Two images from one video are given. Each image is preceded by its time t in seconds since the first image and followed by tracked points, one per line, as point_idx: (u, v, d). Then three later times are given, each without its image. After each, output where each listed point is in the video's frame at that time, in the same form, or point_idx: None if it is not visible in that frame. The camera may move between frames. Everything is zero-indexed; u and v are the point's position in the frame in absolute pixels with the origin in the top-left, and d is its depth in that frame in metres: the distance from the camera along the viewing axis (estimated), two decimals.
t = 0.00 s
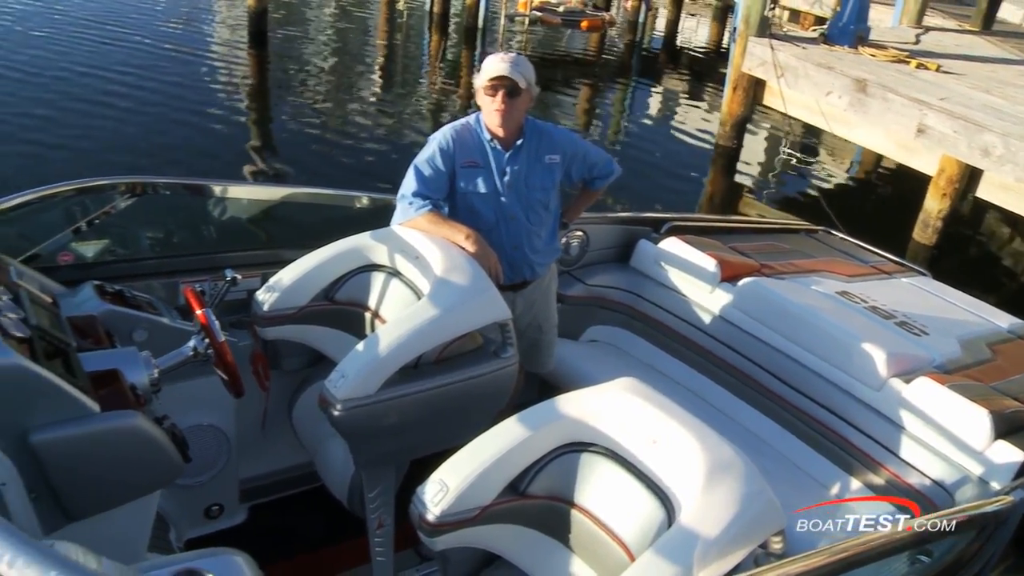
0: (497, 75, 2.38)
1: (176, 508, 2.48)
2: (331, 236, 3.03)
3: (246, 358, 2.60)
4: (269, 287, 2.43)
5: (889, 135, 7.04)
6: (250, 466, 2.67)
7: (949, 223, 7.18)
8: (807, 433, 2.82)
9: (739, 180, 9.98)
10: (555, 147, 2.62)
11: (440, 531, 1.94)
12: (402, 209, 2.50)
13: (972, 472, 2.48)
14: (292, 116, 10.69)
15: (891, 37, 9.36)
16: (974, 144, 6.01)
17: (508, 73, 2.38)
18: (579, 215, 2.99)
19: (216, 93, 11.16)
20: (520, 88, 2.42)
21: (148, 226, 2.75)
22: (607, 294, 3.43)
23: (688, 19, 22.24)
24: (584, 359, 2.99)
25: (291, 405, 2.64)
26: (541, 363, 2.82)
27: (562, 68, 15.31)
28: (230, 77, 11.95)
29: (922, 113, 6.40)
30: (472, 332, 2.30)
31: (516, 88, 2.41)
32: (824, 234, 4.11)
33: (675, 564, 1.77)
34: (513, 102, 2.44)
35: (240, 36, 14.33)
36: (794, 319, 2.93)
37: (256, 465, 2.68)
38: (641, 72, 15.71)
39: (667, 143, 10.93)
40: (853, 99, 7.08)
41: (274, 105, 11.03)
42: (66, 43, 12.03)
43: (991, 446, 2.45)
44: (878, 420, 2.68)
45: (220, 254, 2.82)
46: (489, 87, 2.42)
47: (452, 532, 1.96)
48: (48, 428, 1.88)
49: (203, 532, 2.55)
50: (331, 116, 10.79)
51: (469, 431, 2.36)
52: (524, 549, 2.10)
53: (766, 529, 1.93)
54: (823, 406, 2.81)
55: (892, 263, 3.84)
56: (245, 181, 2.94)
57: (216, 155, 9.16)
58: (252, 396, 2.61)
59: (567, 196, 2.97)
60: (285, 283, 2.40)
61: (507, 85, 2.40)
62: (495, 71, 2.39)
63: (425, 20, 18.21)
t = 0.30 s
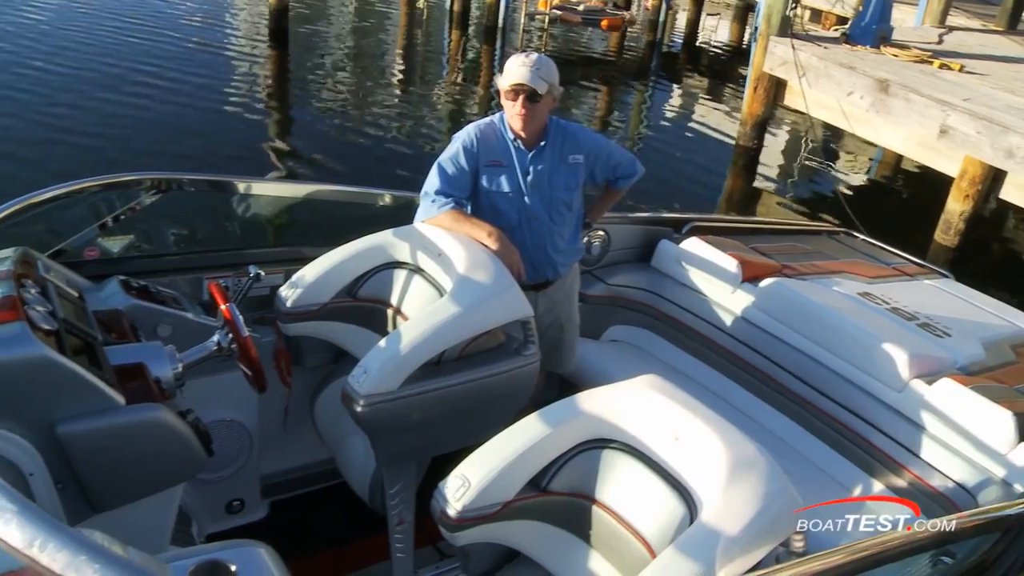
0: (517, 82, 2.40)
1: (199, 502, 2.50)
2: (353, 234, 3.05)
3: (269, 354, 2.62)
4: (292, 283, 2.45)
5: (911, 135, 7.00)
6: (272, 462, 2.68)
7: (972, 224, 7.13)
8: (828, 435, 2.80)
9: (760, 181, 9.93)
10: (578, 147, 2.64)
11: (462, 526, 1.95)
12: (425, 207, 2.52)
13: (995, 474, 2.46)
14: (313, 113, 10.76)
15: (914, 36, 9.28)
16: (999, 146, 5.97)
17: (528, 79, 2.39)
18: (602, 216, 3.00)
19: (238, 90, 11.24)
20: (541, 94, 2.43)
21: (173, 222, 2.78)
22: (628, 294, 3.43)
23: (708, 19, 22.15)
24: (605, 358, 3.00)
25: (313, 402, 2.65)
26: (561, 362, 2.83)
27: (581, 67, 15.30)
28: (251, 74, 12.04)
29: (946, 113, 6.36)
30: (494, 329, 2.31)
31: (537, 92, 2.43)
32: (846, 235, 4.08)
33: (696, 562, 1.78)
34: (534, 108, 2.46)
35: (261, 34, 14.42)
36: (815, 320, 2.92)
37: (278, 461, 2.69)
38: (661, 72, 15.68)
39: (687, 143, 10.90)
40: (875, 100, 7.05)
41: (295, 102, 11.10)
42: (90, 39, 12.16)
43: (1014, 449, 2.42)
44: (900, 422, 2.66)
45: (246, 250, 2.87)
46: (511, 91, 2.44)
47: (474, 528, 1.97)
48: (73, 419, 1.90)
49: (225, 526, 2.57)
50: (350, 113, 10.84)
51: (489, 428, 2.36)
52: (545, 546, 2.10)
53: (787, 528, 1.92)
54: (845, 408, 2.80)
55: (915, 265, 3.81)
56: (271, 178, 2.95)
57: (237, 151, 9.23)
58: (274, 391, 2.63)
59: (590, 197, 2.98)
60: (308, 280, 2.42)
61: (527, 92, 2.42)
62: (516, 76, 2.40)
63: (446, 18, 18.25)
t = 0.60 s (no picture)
0: (544, 81, 2.42)
1: (224, 498, 2.53)
2: (378, 233, 3.07)
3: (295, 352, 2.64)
4: (318, 282, 2.46)
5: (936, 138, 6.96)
6: (297, 459, 2.71)
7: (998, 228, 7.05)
8: (853, 438, 2.78)
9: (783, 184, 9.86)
10: (604, 149, 2.64)
11: (487, 524, 1.96)
12: (451, 207, 2.54)
13: None
14: (335, 114, 10.82)
15: (940, 37, 9.20)
16: None
17: (555, 79, 2.40)
18: (628, 216, 2.99)
19: (261, 90, 11.33)
20: (568, 93, 2.45)
21: (200, 221, 2.82)
22: (652, 295, 3.42)
23: (731, 20, 22.06)
24: (628, 358, 2.99)
25: (338, 400, 2.67)
26: (585, 363, 2.83)
27: (603, 68, 15.28)
28: (274, 74, 12.13)
29: (972, 116, 6.34)
30: (520, 328, 2.31)
31: (564, 93, 2.44)
32: (870, 238, 4.05)
33: (723, 561, 1.77)
34: (561, 107, 2.47)
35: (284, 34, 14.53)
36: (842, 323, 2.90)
37: (303, 458, 2.71)
38: (683, 73, 15.63)
39: (708, 144, 10.87)
40: (899, 102, 7.02)
41: (317, 103, 11.17)
42: (118, 39, 12.34)
43: None
44: (925, 426, 2.64)
45: (272, 248, 2.93)
46: (538, 92, 2.46)
47: (500, 526, 1.98)
48: (102, 414, 1.93)
49: (250, 523, 2.59)
50: (372, 114, 10.91)
51: (514, 428, 2.37)
52: (571, 546, 2.10)
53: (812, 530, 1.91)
54: (870, 411, 2.77)
55: (940, 269, 3.77)
56: (299, 177, 2.96)
57: (259, 151, 9.31)
58: (300, 389, 2.65)
59: (615, 198, 2.98)
60: (334, 278, 2.43)
61: (554, 92, 2.43)
62: (544, 76, 2.42)
63: (468, 18, 18.33)
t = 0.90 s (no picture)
0: (571, 81, 2.43)
1: (248, 495, 2.54)
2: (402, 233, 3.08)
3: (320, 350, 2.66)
4: (343, 280, 2.47)
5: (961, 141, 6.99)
6: (320, 457, 2.72)
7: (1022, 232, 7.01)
8: (877, 443, 2.76)
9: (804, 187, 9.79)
10: (628, 149, 2.64)
11: (511, 525, 1.96)
12: (477, 207, 2.55)
13: None
14: (356, 114, 10.89)
15: (964, 40, 9.15)
16: None
17: (582, 78, 2.42)
18: (651, 216, 2.98)
19: (283, 89, 11.42)
20: (595, 93, 2.46)
21: (226, 218, 2.86)
22: (676, 297, 3.42)
23: (753, 23, 21.98)
24: (651, 360, 2.99)
25: (361, 398, 2.68)
26: (609, 364, 2.83)
27: (623, 70, 15.27)
28: (295, 73, 12.21)
29: (996, 119, 6.43)
30: (545, 329, 2.31)
31: (591, 92, 2.45)
32: (894, 242, 4.02)
33: (749, 564, 1.76)
34: (587, 107, 2.48)
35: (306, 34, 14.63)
36: (866, 326, 2.88)
37: (327, 456, 2.73)
38: (704, 75, 15.59)
39: (728, 146, 10.84)
40: (923, 105, 7.06)
41: (338, 103, 11.24)
42: (143, 39, 12.48)
43: None
44: (951, 432, 2.61)
45: (297, 247, 2.95)
46: (564, 92, 2.47)
47: (524, 527, 1.98)
48: (130, 410, 1.94)
49: (273, 520, 2.61)
50: (393, 114, 10.96)
51: (538, 428, 2.36)
52: (594, 547, 2.10)
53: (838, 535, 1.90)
54: (894, 416, 2.75)
55: (966, 273, 3.74)
56: (324, 175, 2.99)
57: (281, 149, 9.39)
58: (325, 388, 2.66)
59: (639, 198, 2.97)
60: (359, 277, 2.44)
61: (582, 91, 2.44)
62: (571, 76, 2.43)
63: (489, 19, 18.38)
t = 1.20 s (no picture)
0: (604, 81, 2.44)
1: (272, 494, 2.55)
2: (428, 233, 3.09)
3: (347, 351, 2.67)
4: (370, 281, 2.48)
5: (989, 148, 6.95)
6: (345, 457, 2.73)
7: None
8: (904, 450, 2.72)
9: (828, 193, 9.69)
10: (656, 151, 2.63)
11: (537, 529, 1.96)
12: (505, 209, 2.55)
13: None
14: (379, 115, 10.95)
15: (992, 44, 9.09)
16: None
17: (616, 79, 2.43)
18: (677, 218, 2.96)
19: (306, 91, 11.51)
20: (628, 93, 2.47)
21: (253, 218, 2.88)
22: (702, 301, 3.42)
23: (777, 27, 21.87)
24: (675, 364, 2.98)
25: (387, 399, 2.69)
26: (634, 367, 2.82)
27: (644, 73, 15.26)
28: (319, 75, 12.30)
29: None
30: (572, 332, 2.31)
31: (624, 93, 2.46)
32: (922, 247, 3.99)
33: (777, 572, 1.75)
34: (619, 108, 2.48)
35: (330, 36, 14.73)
36: (893, 333, 2.85)
37: (351, 456, 2.74)
38: (726, 78, 15.53)
39: (750, 150, 10.80)
40: (949, 110, 7.03)
41: (361, 104, 11.31)
42: (170, 40, 12.61)
43: None
44: (979, 441, 2.57)
45: (324, 247, 2.99)
46: (597, 92, 2.47)
47: (550, 530, 1.98)
48: (160, 409, 1.96)
49: (297, 519, 2.62)
50: (415, 116, 11.00)
51: (564, 431, 2.36)
52: (619, 551, 2.09)
53: (866, 544, 1.88)
54: (921, 423, 2.71)
55: (995, 280, 3.70)
56: (350, 175, 2.98)
57: (304, 150, 9.47)
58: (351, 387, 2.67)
59: (665, 201, 2.95)
60: (387, 278, 2.45)
61: (615, 92, 2.45)
62: (603, 76, 2.44)
63: (511, 22, 18.41)
